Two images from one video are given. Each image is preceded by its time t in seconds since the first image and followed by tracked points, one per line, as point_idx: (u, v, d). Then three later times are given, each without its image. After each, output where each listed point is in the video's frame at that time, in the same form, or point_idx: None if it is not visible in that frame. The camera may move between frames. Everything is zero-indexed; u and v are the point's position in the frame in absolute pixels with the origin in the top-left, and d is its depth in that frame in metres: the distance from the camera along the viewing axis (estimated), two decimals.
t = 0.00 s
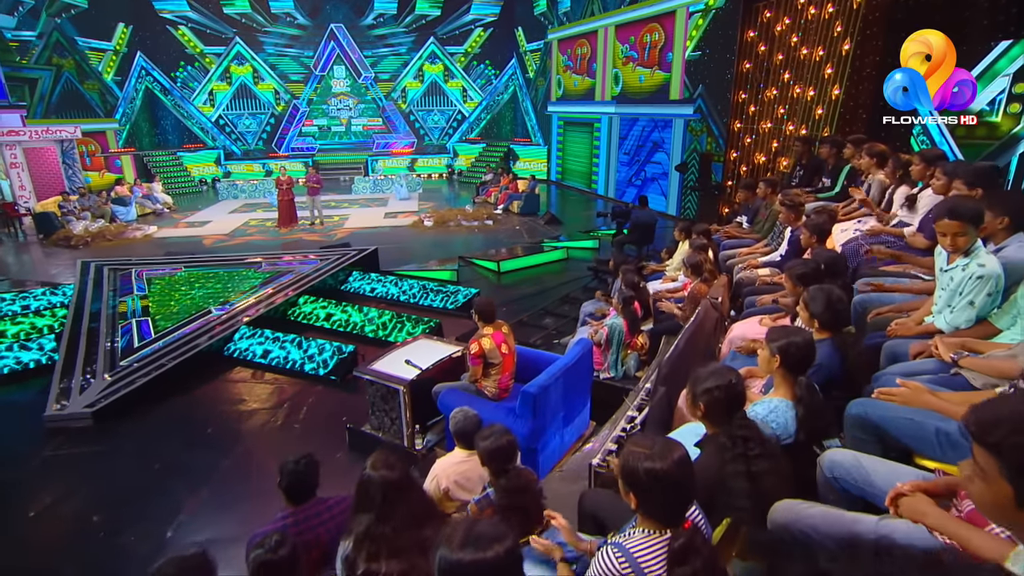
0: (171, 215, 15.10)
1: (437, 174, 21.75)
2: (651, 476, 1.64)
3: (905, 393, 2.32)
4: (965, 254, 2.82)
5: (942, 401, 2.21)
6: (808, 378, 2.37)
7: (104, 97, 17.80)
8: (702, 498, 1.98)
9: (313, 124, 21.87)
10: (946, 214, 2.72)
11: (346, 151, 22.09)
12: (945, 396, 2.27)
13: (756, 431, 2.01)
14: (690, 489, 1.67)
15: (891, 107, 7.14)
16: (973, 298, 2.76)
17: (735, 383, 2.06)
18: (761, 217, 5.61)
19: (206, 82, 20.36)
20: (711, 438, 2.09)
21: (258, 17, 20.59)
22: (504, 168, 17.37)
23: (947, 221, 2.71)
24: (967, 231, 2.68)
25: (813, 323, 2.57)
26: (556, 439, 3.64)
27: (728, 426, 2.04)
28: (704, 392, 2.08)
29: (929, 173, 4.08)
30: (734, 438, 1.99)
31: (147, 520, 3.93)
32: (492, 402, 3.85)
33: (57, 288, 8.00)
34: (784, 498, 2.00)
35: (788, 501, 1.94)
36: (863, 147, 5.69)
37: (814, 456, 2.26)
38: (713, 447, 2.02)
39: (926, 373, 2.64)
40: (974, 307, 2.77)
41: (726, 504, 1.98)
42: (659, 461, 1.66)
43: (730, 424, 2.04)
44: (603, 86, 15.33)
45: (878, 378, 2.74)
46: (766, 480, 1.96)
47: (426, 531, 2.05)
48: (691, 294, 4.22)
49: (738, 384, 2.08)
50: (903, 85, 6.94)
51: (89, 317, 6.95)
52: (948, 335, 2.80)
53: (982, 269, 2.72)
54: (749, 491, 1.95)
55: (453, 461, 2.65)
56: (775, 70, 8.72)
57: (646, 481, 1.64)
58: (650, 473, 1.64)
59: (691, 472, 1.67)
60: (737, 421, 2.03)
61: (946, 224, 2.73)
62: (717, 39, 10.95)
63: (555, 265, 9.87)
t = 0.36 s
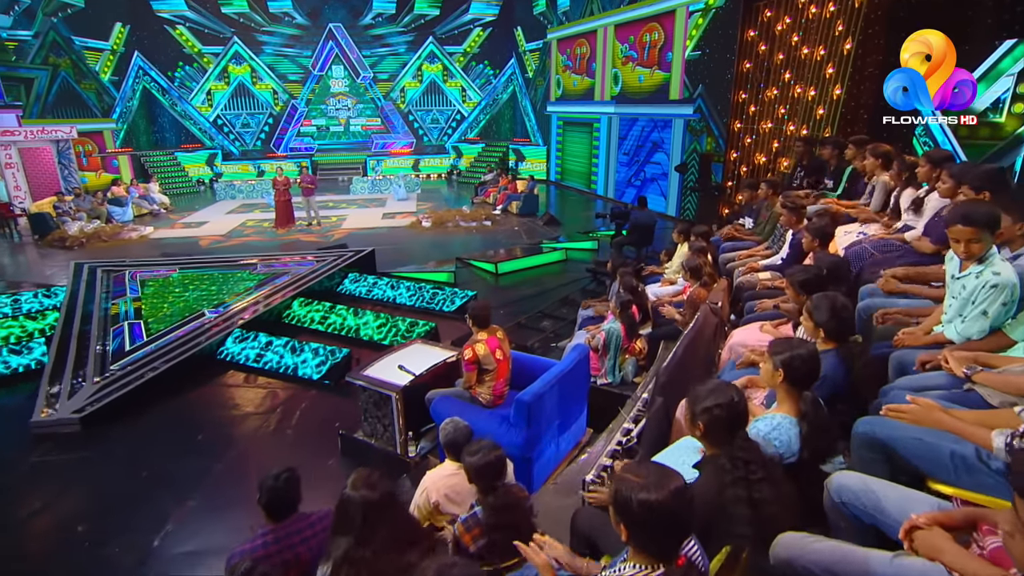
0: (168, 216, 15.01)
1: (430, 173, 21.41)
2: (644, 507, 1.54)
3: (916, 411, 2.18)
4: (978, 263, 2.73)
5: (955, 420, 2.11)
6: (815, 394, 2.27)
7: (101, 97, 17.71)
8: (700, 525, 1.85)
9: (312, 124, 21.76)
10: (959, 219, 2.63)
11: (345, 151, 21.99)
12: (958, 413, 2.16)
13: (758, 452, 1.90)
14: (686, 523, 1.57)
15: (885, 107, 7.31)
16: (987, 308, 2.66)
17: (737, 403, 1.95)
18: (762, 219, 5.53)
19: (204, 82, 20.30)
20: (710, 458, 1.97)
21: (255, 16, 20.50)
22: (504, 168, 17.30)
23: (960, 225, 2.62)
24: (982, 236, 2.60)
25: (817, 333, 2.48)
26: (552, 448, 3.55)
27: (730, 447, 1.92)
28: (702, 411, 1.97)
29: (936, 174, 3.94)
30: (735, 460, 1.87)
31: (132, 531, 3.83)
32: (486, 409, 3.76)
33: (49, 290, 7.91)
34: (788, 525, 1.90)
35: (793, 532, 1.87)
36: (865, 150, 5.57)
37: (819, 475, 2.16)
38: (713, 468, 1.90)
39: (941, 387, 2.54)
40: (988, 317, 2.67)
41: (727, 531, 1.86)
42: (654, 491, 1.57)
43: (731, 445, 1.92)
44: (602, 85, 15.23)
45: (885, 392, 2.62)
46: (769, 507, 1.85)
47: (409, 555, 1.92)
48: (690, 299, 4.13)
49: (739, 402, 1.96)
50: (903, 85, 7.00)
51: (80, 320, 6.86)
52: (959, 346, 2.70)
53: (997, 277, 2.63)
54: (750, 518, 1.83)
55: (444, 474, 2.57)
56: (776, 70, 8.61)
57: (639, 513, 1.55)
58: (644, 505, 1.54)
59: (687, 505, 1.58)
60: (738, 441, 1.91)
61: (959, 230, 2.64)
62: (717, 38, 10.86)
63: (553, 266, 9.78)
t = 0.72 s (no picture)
0: (165, 216, 14.93)
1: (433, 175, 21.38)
2: (632, 543, 1.45)
3: (929, 431, 2.07)
4: (1006, 264, 2.62)
5: (970, 443, 2.01)
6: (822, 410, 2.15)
7: (98, 97, 17.66)
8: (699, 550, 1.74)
9: (311, 124, 21.65)
10: (988, 212, 2.61)
11: (344, 151, 21.91)
12: (975, 435, 2.05)
13: (761, 473, 1.75)
14: (683, 558, 1.48)
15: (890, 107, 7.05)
16: (1008, 315, 2.54)
17: (739, 422, 1.82)
18: (763, 221, 5.44)
19: (202, 82, 20.24)
20: (709, 481, 1.83)
21: (254, 16, 20.41)
22: (503, 168, 17.22)
23: (987, 218, 2.60)
24: (1005, 234, 2.56)
25: (820, 341, 2.38)
26: (547, 457, 3.47)
27: (731, 470, 1.77)
28: (702, 431, 1.83)
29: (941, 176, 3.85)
30: (737, 484, 1.72)
31: (117, 541, 3.74)
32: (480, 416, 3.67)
33: (42, 292, 7.83)
34: (794, 560, 1.72)
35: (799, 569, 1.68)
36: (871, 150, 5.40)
37: (827, 495, 2.04)
38: (711, 491, 1.77)
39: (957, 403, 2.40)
40: (1009, 326, 2.55)
41: (727, 558, 1.72)
42: (644, 527, 1.46)
43: (732, 467, 1.78)
44: (602, 85, 15.13)
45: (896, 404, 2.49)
46: (772, 536, 1.70)
47: None
48: (690, 304, 4.05)
49: (743, 421, 1.84)
50: (903, 85, 6.77)
51: (71, 322, 6.76)
52: (975, 358, 2.61)
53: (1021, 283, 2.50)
54: (752, 547, 1.68)
55: (433, 488, 2.48)
56: (777, 70, 8.51)
57: (626, 549, 1.45)
58: (631, 541, 1.44)
59: (682, 542, 1.48)
60: (740, 462, 1.77)
61: (986, 224, 2.62)
62: (718, 38, 10.76)
63: (553, 267, 9.68)
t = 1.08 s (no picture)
0: (162, 217, 14.84)
1: (436, 175, 21.77)
2: None
3: (947, 453, 1.93)
4: None
5: (989, 468, 1.89)
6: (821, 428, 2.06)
7: (96, 96, 17.59)
8: None
9: (310, 124, 21.55)
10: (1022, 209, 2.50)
11: (343, 152, 21.81)
12: (995, 460, 1.95)
13: (764, 499, 1.60)
14: None
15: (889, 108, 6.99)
16: None
17: (743, 446, 1.69)
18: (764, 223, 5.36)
19: (200, 82, 20.13)
20: (709, 510, 1.69)
21: (252, 15, 20.31)
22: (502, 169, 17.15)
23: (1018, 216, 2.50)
24: None
25: (828, 353, 2.29)
26: (543, 466, 3.37)
27: (732, 499, 1.64)
28: (702, 456, 1.70)
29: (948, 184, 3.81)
30: (738, 514, 1.58)
31: (101, 553, 3.65)
32: (474, 424, 3.57)
33: (34, 294, 7.74)
34: None
35: None
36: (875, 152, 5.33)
37: (835, 522, 1.93)
38: (711, 522, 1.62)
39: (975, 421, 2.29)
40: None
41: None
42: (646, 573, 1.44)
43: (733, 497, 1.65)
44: (602, 85, 15.03)
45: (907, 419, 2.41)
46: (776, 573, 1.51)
47: None
48: (689, 309, 3.96)
49: (748, 446, 1.71)
50: (903, 86, 6.72)
51: (62, 325, 6.67)
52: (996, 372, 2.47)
53: None
54: None
55: (422, 503, 2.41)
56: (778, 69, 8.42)
57: None
58: None
59: None
60: (742, 493, 1.63)
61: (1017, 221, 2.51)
62: (718, 37, 10.65)
63: (551, 269, 9.58)
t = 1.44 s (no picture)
0: (159, 218, 14.76)
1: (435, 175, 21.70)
2: None
3: (966, 480, 1.83)
4: None
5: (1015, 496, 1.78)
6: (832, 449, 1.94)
7: (93, 97, 17.52)
8: None
9: (309, 124, 21.45)
10: None
11: (342, 152, 21.71)
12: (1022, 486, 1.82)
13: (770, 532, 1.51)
14: None
15: (886, 109, 7.08)
16: None
17: (746, 473, 1.59)
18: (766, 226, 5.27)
19: (199, 82, 20.03)
20: (712, 540, 1.55)
21: (251, 15, 20.22)
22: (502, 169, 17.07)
23: None
24: None
25: (836, 365, 2.21)
26: (538, 477, 3.28)
27: (736, 530, 1.54)
28: (702, 484, 1.59)
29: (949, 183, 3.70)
30: (743, 547, 1.47)
31: (85, 564, 3.56)
32: (469, 433, 3.48)
33: (26, 296, 7.65)
34: None
35: None
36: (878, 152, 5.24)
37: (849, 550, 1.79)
38: (714, 553, 1.49)
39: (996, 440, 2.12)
40: None
41: None
42: None
43: (738, 528, 1.55)
44: (602, 85, 14.93)
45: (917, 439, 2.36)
46: None
47: None
48: (689, 314, 3.88)
49: (752, 472, 1.60)
50: (904, 86, 6.82)
51: (54, 328, 6.58)
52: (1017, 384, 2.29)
53: None
54: None
55: (408, 520, 2.33)
56: (779, 69, 8.33)
57: None
58: None
59: None
60: (747, 522, 1.55)
61: None
62: (719, 36, 10.56)
63: (550, 270, 9.49)
